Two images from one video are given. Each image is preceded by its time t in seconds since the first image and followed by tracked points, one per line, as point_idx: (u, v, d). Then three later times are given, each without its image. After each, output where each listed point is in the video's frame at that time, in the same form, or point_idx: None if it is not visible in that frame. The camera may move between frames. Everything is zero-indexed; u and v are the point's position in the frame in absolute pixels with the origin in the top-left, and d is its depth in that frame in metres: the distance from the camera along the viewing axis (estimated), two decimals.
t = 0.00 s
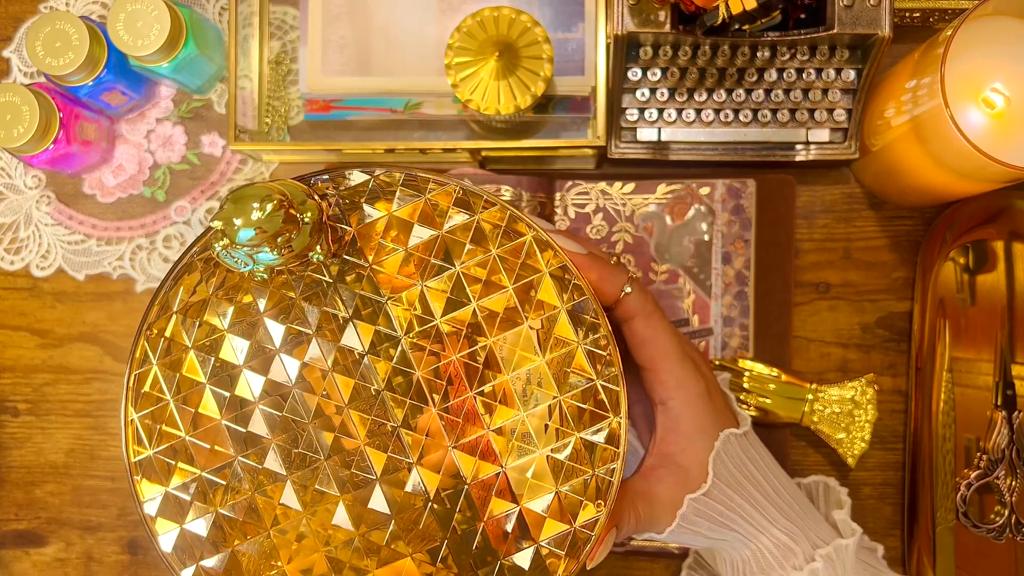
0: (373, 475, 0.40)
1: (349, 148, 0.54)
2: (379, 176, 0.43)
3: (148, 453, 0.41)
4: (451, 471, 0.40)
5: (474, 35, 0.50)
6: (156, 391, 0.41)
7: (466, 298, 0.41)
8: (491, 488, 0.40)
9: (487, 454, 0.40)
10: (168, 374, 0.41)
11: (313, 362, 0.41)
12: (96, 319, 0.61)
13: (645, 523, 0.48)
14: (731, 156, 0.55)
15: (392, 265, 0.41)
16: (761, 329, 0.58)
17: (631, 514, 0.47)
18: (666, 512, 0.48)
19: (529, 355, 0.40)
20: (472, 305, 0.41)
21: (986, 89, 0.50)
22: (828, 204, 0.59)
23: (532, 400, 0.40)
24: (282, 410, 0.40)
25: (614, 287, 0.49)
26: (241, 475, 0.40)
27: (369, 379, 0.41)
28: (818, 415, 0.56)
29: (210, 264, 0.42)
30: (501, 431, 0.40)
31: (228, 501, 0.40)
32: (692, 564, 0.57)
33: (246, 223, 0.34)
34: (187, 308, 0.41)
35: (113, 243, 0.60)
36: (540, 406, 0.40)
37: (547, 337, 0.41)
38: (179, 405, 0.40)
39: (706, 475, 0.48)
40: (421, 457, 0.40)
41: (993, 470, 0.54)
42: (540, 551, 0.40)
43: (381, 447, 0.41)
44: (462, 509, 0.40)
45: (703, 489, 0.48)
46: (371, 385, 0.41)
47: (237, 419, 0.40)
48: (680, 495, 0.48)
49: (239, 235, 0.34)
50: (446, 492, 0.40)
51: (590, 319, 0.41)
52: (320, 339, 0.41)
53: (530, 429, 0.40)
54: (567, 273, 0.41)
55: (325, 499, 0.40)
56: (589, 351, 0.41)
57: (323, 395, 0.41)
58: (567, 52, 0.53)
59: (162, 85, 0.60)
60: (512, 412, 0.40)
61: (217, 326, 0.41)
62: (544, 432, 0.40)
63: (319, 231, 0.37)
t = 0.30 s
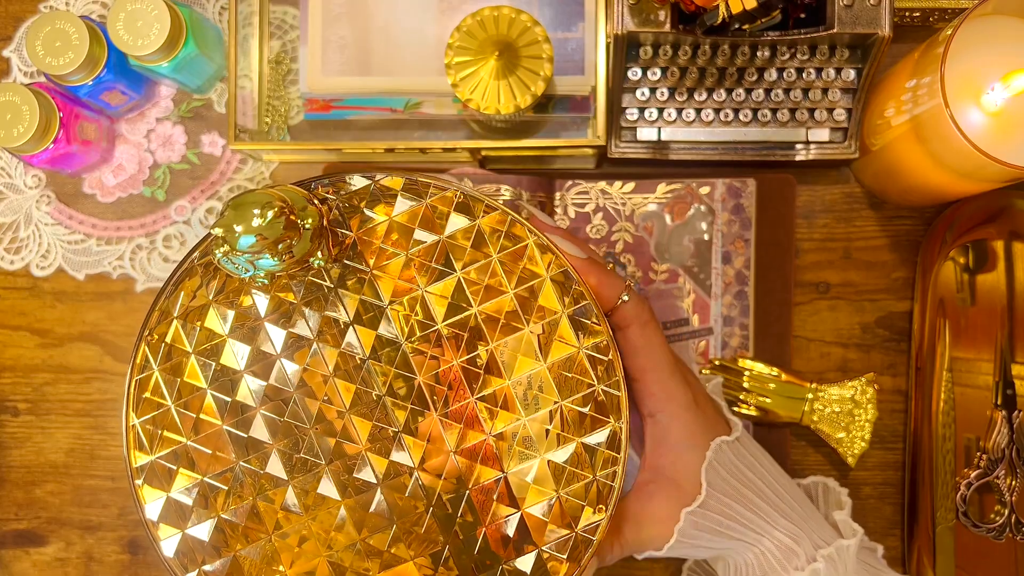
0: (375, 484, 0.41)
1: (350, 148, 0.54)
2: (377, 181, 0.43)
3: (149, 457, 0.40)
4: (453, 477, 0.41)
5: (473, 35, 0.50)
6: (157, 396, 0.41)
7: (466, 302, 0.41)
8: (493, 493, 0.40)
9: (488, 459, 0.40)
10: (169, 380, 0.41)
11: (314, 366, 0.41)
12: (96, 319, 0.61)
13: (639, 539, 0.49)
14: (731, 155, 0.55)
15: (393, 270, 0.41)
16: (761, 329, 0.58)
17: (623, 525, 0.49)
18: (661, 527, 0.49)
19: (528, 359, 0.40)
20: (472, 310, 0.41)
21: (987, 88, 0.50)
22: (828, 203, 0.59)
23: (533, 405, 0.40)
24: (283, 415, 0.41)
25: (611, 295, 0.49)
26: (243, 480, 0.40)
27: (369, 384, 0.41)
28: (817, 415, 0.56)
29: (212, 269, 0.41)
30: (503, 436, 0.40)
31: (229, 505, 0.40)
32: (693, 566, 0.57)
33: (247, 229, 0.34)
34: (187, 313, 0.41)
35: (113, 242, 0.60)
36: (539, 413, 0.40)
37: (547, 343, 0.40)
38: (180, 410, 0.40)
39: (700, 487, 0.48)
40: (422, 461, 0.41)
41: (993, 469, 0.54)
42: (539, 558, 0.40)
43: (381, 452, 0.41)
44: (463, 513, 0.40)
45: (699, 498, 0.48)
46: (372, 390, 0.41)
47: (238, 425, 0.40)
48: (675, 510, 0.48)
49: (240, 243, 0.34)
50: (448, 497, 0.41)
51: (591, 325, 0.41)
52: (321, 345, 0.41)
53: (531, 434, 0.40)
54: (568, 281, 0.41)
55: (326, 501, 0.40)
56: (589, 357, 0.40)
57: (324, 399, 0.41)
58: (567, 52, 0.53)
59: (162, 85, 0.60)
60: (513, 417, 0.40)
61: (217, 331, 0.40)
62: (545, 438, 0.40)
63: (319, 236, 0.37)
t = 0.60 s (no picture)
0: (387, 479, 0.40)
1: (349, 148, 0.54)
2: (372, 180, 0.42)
3: (160, 466, 0.40)
4: (465, 473, 0.40)
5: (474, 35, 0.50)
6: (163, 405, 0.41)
7: (469, 297, 0.41)
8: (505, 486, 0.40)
9: (499, 451, 0.40)
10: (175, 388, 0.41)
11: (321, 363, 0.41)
12: (96, 319, 0.61)
13: (638, 542, 0.48)
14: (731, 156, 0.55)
15: (393, 267, 0.41)
16: (761, 330, 0.58)
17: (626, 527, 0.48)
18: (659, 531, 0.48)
19: (534, 352, 0.40)
20: (474, 304, 0.41)
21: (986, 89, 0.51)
22: (828, 204, 0.59)
23: (539, 396, 0.40)
24: (289, 417, 0.41)
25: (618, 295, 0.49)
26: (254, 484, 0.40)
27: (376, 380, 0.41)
28: (817, 415, 0.56)
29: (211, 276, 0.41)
30: (515, 428, 0.40)
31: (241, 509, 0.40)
32: (698, 565, 0.57)
33: (245, 232, 0.34)
34: (188, 320, 0.41)
35: (113, 242, 0.60)
36: (549, 404, 0.40)
37: (551, 334, 0.40)
38: (188, 419, 0.40)
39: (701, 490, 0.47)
40: (432, 457, 0.41)
41: (993, 470, 0.54)
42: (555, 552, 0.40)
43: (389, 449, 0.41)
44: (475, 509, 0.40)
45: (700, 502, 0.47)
46: (378, 389, 0.41)
47: (246, 429, 0.40)
48: (674, 513, 0.47)
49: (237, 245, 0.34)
50: (458, 492, 0.40)
51: (596, 311, 0.41)
52: (325, 342, 0.41)
53: (540, 425, 0.40)
54: (570, 270, 0.41)
55: (338, 500, 0.40)
56: (594, 348, 0.40)
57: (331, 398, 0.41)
58: (567, 53, 0.53)
59: (162, 86, 0.60)
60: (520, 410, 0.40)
61: (219, 337, 0.41)
62: (554, 428, 0.40)
63: (317, 235, 0.37)
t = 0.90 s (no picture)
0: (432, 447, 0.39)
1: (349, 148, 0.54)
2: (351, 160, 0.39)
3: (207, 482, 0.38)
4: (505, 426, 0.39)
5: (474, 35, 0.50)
6: (195, 420, 0.38)
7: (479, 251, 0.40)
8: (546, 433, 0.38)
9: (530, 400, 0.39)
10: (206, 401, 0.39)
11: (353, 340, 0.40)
12: (96, 319, 0.61)
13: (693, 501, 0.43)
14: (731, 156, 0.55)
15: (392, 240, 0.40)
16: (762, 331, 0.58)
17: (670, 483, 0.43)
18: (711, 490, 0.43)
19: (552, 298, 0.39)
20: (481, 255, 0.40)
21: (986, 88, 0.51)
22: (828, 204, 0.59)
23: (562, 334, 0.39)
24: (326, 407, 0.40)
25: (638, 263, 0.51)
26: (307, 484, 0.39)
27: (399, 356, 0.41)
28: (817, 416, 0.56)
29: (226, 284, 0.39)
30: (543, 373, 0.39)
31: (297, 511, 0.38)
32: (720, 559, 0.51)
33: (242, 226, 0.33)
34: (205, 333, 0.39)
35: (113, 242, 0.60)
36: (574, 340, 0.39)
37: (564, 272, 0.39)
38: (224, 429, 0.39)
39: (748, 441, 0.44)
40: (470, 412, 0.40)
41: (992, 470, 0.54)
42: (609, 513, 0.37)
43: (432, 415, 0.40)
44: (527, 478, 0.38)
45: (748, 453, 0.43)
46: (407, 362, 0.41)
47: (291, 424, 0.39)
48: (725, 464, 0.43)
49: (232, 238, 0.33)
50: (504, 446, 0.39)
51: (601, 238, 0.38)
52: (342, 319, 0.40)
53: (569, 364, 0.39)
54: (567, 202, 0.39)
55: (394, 478, 0.39)
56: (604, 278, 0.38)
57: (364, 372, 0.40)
58: (567, 52, 0.53)
59: (162, 85, 0.60)
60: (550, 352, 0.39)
61: (242, 341, 0.39)
62: (587, 361, 0.38)
63: (315, 221, 0.37)
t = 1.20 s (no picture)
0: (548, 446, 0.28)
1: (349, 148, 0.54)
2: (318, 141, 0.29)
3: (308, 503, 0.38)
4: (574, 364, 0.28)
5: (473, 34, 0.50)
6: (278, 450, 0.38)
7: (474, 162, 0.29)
8: (640, 352, 0.28)
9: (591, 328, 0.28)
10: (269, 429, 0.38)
11: (393, 335, 0.28)
12: (96, 319, 0.61)
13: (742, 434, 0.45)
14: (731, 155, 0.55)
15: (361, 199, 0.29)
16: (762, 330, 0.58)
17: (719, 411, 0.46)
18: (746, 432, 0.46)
19: (576, 181, 0.29)
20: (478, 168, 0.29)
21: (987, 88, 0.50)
22: (828, 204, 0.59)
23: (614, 255, 0.28)
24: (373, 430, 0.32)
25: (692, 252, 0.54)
26: (394, 523, 0.29)
27: (440, 353, 0.28)
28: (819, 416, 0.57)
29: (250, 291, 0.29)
30: (597, 283, 0.28)
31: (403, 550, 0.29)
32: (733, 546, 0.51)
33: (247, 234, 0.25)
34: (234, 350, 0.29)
35: (113, 242, 0.60)
36: (619, 232, 0.28)
37: (575, 147, 0.29)
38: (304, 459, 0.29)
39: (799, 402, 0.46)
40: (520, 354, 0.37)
41: (993, 469, 0.54)
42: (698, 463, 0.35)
43: (518, 401, 0.28)
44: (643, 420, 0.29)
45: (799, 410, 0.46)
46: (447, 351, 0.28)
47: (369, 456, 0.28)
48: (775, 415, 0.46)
49: (239, 250, 0.25)
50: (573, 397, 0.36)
51: (584, 104, 0.30)
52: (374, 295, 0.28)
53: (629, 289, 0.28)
54: (539, 86, 0.30)
55: (495, 492, 0.28)
56: (607, 139, 0.29)
57: (414, 373, 0.28)
58: (567, 52, 0.54)
59: (162, 85, 0.60)
60: (603, 249, 0.28)
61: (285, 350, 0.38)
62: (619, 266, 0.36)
63: (315, 207, 0.27)
